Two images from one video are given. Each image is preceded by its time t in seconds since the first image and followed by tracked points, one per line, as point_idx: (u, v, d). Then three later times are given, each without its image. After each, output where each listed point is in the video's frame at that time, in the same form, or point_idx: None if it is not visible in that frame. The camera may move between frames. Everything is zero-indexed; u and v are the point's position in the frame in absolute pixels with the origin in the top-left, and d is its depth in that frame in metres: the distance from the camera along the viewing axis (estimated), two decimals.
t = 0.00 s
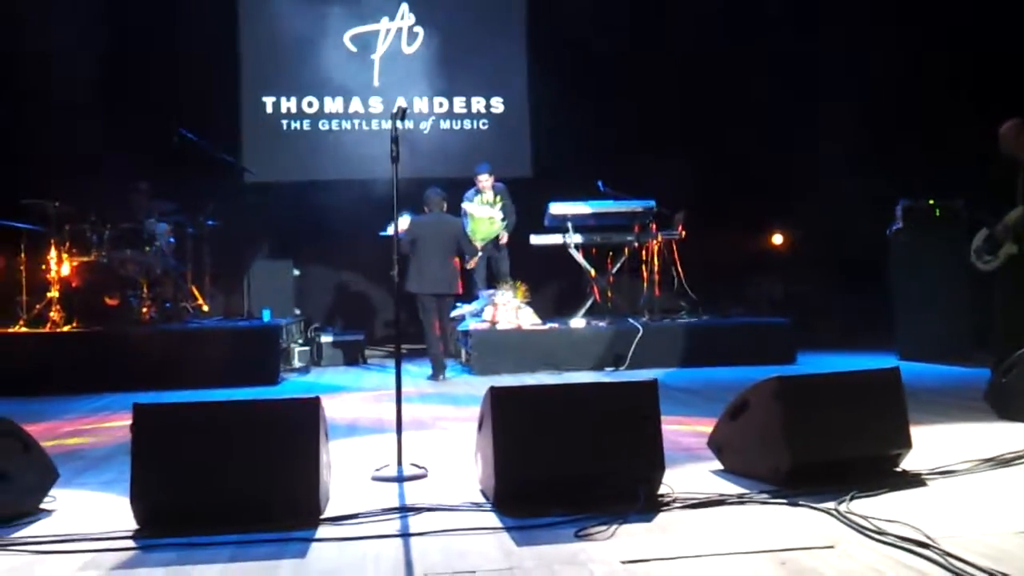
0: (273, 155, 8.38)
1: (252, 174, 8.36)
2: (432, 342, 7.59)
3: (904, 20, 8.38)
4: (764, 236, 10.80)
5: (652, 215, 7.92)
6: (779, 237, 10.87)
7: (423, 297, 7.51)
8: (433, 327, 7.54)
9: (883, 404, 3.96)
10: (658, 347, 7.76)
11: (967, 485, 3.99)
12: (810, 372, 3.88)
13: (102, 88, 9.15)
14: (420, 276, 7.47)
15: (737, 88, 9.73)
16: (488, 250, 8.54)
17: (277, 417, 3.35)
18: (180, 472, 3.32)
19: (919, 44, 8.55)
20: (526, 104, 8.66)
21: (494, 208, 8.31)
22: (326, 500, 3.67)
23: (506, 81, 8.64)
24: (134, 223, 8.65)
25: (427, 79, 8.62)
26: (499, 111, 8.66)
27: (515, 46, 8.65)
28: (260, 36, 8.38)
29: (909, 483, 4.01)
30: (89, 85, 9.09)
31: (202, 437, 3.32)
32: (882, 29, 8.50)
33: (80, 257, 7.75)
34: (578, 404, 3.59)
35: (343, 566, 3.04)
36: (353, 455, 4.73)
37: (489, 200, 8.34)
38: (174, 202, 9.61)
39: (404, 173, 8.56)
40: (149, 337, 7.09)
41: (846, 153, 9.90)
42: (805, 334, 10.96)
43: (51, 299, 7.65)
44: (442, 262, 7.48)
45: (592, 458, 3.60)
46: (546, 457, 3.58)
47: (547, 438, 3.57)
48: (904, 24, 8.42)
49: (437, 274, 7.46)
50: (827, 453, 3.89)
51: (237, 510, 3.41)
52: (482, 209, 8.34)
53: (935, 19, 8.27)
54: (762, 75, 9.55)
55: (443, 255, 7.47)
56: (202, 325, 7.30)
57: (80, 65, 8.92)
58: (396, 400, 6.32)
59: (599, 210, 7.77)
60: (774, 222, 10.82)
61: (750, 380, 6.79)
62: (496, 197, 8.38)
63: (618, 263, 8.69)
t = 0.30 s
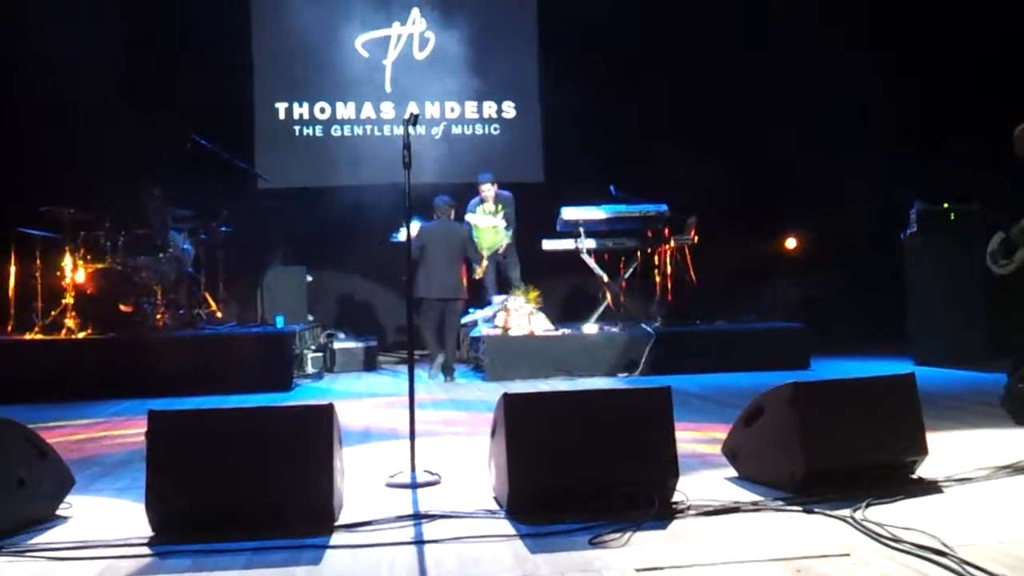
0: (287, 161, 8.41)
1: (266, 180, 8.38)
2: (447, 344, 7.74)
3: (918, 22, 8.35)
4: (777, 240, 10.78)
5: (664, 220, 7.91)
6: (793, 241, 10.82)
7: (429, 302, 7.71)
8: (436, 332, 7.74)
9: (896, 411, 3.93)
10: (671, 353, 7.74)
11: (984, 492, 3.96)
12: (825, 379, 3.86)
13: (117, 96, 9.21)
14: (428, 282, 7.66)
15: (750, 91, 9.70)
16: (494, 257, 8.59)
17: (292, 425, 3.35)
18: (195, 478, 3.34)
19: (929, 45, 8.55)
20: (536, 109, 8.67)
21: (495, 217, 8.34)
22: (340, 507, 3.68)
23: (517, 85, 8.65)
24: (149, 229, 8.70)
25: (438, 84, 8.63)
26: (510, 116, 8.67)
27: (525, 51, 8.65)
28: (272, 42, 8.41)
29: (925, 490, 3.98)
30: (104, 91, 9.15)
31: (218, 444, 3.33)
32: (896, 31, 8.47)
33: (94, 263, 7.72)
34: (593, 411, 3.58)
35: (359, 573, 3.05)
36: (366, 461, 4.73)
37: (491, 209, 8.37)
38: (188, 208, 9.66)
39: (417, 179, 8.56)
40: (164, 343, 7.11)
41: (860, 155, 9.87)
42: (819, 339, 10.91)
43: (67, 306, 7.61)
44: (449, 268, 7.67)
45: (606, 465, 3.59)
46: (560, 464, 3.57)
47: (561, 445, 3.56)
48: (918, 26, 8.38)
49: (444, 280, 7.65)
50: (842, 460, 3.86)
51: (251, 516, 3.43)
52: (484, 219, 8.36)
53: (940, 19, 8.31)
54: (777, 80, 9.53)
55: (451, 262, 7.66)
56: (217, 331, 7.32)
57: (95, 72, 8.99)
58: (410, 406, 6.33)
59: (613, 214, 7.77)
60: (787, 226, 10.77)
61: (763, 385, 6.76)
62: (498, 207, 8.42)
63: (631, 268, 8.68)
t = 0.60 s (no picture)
0: (297, 164, 8.44)
1: (275, 182, 8.39)
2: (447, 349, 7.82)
3: (929, 27, 8.32)
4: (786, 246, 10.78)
5: (673, 225, 7.95)
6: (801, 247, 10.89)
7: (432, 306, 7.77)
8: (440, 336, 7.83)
9: (903, 417, 3.93)
10: (678, 358, 7.74)
11: (993, 499, 3.95)
12: (833, 384, 3.85)
13: (128, 97, 9.25)
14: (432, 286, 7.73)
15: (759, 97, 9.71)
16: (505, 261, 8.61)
17: (300, 424, 3.37)
18: (202, 477, 3.34)
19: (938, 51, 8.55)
20: (546, 113, 8.69)
21: (495, 220, 8.29)
22: (347, 507, 3.69)
23: (526, 89, 8.68)
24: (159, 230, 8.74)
25: (448, 89, 8.67)
26: (520, 120, 8.69)
27: (534, 55, 8.67)
28: (282, 45, 8.46)
29: (933, 497, 3.97)
30: (116, 94, 9.20)
31: (225, 443, 3.34)
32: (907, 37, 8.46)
33: (103, 263, 7.75)
34: (600, 414, 3.58)
35: (365, 573, 3.05)
36: (373, 463, 4.74)
37: (492, 216, 8.36)
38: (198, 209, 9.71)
39: (426, 183, 8.57)
40: (173, 342, 7.15)
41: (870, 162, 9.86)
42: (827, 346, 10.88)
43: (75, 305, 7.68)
44: (452, 272, 7.73)
45: (613, 470, 3.59)
46: (567, 468, 3.57)
47: (568, 448, 3.56)
48: (928, 32, 8.37)
49: (447, 284, 7.71)
50: (850, 467, 3.85)
51: (259, 516, 3.44)
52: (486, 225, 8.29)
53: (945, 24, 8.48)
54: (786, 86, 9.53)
55: (454, 267, 7.72)
56: (224, 332, 7.35)
57: (107, 73, 9.04)
58: (418, 409, 6.34)
59: (623, 219, 7.80)
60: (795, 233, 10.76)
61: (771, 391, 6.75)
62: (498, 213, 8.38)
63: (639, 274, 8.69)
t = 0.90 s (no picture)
0: (314, 165, 8.48)
1: (293, 183, 8.44)
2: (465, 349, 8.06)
3: (928, 27, 8.67)
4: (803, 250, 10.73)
5: (690, 228, 7.94)
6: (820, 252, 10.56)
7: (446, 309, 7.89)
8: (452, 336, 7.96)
9: (921, 424, 3.90)
10: (694, 361, 7.71)
11: (1012, 507, 3.92)
12: (851, 390, 3.84)
13: (147, 98, 9.33)
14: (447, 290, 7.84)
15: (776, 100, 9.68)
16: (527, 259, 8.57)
17: (318, 425, 3.39)
18: (221, 477, 3.36)
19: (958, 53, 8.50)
20: (562, 116, 8.70)
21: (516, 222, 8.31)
22: (362, 510, 3.70)
23: (543, 91, 8.69)
24: (178, 230, 8.80)
25: (466, 92, 8.68)
26: (537, 123, 8.69)
27: (552, 57, 8.68)
28: (300, 47, 8.50)
29: (952, 505, 3.94)
30: (136, 95, 9.28)
31: (244, 443, 3.36)
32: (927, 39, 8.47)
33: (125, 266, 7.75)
34: (615, 419, 3.58)
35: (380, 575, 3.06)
36: (389, 465, 4.76)
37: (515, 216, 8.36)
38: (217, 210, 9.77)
39: (443, 185, 8.59)
40: (188, 342, 7.19)
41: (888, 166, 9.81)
42: (845, 351, 10.81)
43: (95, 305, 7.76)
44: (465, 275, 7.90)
45: (629, 475, 3.58)
46: (582, 473, 3.56)
47: (584, 452, 3.56)
48: (928, 32, 8.71)
49: (460, 287, 7.86)
50: (867, 474, 3.82)
51: (276, 517, 3.45)
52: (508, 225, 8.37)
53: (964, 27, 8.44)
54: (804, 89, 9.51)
55: (466, 270, 7.89)
56: (242, 333, 7.41)
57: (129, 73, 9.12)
58: (433, 410, 6.36)
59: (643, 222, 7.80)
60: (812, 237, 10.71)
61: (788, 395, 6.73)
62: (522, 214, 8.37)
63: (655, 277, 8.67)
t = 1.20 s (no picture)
0: (327, 168, 8.52)
1: (307, 186, 8.49)
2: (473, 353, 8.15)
3: (946, 28, 8.60)
4: (815, 252, 10.70)
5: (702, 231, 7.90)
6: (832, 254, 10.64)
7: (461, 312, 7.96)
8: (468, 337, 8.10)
9: (937, 428, 3.88)
10: (707, 365, 7.71)
11: None
12: (865, 392, 3.82)
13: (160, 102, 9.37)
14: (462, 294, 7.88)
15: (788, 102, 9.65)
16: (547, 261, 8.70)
17: (332, 427, 3.40)
18: (236, 479, 3.38)
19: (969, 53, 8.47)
20: (574, 118, 8.70)
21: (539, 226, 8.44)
22: (378, 511, 3.71)
23: (554, 94, 8.70)
24: (192, 232, 8.85)
25: (477, 95, 8.71)
26: (548, 125, 8.70)
27: (563, 60, 8.69)
28: (312, 51, 8.53)
29: (968, 509, 3.92)
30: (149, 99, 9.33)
31: (260, 444, 3.38)
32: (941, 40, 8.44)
33: (139, 266, 7.84)
34: (630, 420, 3.58)
35: None
36: (405, 467, 4.77)
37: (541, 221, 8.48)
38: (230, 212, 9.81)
39: (456, 187, 8.61)
40: (204, 345, 7.22)
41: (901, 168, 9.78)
42: (857, 354, 10.78)
43: (110, 307, 7.80)
44: (481, 278, 7.94)
45: (644, 477, 3.58)
46: (599, 475, 3.56)
47: (599, 454, 3.56)
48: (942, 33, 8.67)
49: (476, 289, 7.91)
50: (882, 477, 3.81)
51: (292, 517, 3.47)
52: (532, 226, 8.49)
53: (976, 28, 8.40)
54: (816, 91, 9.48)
55: (481, 273, 7.94)
56: (257, 335, 7.44)
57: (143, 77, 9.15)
58: (446, 412, 6.37)
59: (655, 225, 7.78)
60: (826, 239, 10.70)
61: (801, 398, 6.70)
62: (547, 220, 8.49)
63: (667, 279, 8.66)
